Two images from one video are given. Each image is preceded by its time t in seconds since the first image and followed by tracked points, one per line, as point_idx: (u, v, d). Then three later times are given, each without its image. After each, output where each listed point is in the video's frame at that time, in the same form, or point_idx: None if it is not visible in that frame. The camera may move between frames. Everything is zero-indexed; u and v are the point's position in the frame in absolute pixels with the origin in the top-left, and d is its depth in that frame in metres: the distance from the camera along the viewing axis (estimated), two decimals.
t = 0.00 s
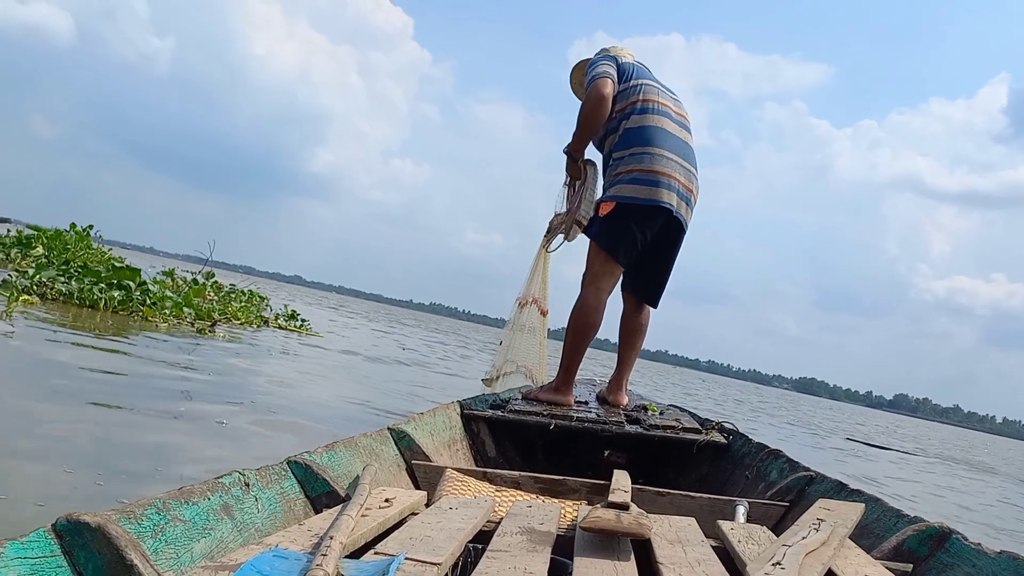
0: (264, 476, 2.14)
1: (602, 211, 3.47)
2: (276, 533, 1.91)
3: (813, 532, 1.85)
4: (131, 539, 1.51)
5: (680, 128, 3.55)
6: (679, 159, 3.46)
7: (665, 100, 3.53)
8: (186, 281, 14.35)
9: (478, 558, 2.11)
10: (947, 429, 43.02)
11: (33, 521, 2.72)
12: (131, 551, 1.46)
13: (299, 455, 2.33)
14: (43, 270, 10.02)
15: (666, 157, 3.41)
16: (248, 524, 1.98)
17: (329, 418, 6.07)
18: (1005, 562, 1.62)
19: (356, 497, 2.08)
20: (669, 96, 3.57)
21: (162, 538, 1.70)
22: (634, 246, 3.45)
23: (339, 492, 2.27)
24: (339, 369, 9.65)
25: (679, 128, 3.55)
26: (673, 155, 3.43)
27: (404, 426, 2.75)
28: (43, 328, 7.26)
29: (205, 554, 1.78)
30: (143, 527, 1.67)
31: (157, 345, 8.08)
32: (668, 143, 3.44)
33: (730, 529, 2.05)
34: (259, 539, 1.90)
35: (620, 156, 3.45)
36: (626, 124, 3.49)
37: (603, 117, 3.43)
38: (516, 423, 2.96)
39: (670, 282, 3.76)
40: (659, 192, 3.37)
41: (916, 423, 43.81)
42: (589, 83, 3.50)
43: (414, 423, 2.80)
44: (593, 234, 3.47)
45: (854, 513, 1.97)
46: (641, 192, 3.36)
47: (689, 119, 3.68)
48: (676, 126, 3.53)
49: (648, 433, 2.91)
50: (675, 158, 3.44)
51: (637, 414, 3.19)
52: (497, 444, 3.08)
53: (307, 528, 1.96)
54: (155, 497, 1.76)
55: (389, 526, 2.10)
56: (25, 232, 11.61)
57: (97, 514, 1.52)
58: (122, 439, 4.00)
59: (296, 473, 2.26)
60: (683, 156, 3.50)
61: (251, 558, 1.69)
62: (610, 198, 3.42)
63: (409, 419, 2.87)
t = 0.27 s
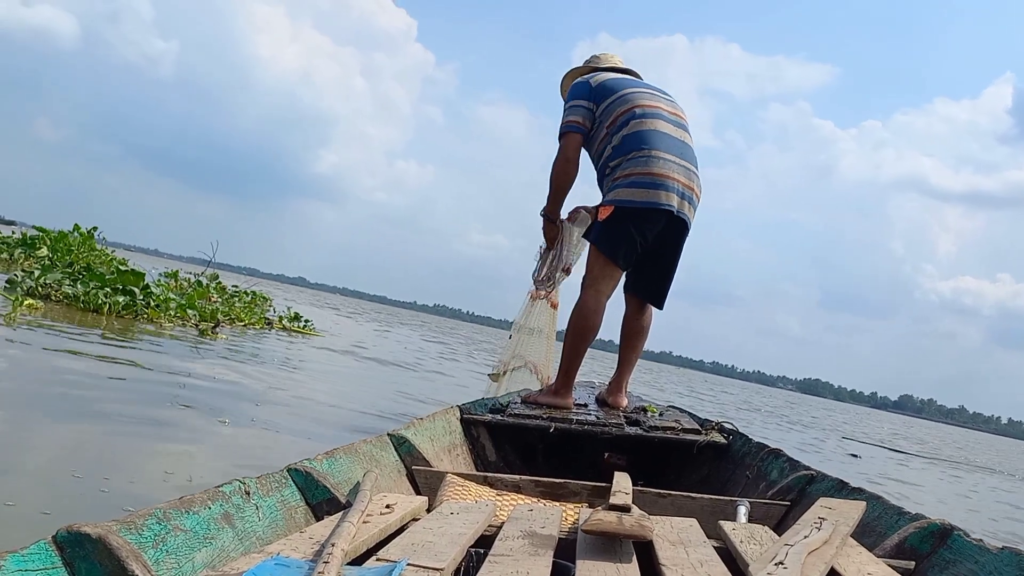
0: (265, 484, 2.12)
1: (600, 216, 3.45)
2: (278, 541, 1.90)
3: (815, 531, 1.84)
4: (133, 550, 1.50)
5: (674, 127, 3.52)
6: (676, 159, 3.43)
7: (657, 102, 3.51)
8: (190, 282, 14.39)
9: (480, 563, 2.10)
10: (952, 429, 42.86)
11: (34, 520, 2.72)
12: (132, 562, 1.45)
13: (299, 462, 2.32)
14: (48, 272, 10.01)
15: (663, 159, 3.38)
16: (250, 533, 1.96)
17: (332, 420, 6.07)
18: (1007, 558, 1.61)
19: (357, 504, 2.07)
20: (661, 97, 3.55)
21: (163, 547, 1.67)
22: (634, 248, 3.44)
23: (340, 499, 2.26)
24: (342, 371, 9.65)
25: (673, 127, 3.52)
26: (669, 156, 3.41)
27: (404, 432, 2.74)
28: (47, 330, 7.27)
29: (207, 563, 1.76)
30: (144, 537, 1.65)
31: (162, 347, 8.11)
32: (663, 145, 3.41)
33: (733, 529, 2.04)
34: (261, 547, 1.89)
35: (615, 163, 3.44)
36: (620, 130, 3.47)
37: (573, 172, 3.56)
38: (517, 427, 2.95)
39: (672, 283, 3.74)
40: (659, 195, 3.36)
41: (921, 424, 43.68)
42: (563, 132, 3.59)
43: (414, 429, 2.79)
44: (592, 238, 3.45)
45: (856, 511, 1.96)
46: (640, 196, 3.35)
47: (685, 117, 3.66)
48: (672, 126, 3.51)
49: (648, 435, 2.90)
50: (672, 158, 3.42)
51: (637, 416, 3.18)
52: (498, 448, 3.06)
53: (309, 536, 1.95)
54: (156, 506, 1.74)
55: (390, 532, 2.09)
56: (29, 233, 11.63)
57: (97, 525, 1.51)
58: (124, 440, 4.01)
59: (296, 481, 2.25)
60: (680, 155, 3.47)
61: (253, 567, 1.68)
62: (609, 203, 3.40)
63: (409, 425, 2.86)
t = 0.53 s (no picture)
0: (265, 488, 2.13)
1: (602, 218, 3.46)
2: (279, 545, 1.91)
3: (816, 528, 1.84)
4: (134, 556, 1.52)
5: (669, 126, 3.51)
6: (674, 156, 3.43)
7: (649, 103, 3.51)
8: (194, 281, 14.42)
9: (482, 564, 2.11)
10: (957, 433, 42.73)
11: (35, 519, 2.73)
12: (133, 567, 1.47)
13: (300, 466, 2.32)
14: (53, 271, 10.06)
15: (660, 158, 3.38)
16: (251, 537, 1.96)
17: (334, 420, 6.08)
18: (1009, 553, 1.61)
19: (359, 507, 2.08)
20: (653, 99, 3.55)
21: (165, 553, 1.68)
22: (635, 248, 3.44)
23: (342, 502, 2.26)
24: (345, 371, 9.67)
25: (668, 126, 3.51)
26: (667, 154, 3.40)
27: (404, 434, 2.75)
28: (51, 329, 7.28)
29: (209, 568, 1.76)
30: (145, 543, 1.65)
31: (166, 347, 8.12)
32: (659, 144, 3.40)
33: (734, 528, 2.04)
34: (262, 551, 1.89)
35: (613, 167, 3.45)
36: (614, 134, 3.48)
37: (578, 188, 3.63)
38: (516, 428, 2.96)
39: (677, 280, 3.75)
40: (659, 193, 3.36)
41: (925, 427, 43.56)
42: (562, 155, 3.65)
43: (414, 431, 2.79)
44: (593, 240, 3.46)
45: (857, 509, 1.96)
46: (641, 197, 3.35)
47: (680, 114, 3.65)
48: (667, 124, 3.50)
49: (649, 434, 2.91)
50: (670, 156, 3.41)
51: (637, 415, 3.18)
52: (498, 449, 3.07)
53: (310, 539, 1.96)
54: (157, 512, 1.75)
55: (392, 534, 2.10)
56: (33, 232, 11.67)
57: (98, 532, 1.52)
58: (126, 439, 4.02)
59: (297, 485, 2.25)
60: (678, 152, 3.46)
61: (254, 571, 1.69)
62: (609, 206, 3.42)
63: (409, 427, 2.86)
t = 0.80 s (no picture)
0: (267, 487, 2.13)
1: (603, 217, 3.46)
2: (281, 544, 1.91)
3: (817, 526, 1.84)
4: (136, 555, 1.52)
5: (669, 124, 3.52)
6: (674, 154, 3.43)
7: (646, 103, 3.51)
8: (198, 280, 14.46)
9: (484, 562, 2.11)
10: (960, 437, 42.62)
11: (36, 514, 2.73)
12: (135, 566, 1.48)
13: (301, 465, 2.32)
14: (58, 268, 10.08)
15: (661, 156, 3.38)
16: (253, 536, 1.96)
17: (336, 419, 6.08)
18: (1010, 550, 1.61)
19: (360, 505, 2.08)
20: (652, 98, 3.56)
21: (167, 552, 1.68)
22: (637, 247, 3.44)
23: (343, 501, 2.26)
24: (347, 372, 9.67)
25: (668, 124, 3.52)
26: (668, 152, 3.41)
27: (406, 433, 2.75)
28: (55, 327, 7.30)
29: (211, 567, 1.76)
30: (147, 542, 1.65)
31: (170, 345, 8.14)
32: (660, 142, 3.41)
33: (735, 525, 2.04)
34: (265, 550, 1.89)
35: (613, 167, 3.45)
36: (613, 136, 3.49)
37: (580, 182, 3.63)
38: (517, 426, 2.96)
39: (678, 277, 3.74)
40: (661, 191, 3.36)
41: (928, 431, 43.47)
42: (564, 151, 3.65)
43: (415, 430, 2.79)
44: (595, 238, 3.46)
45: (859, 506, 1.96)
46: (643, 195, 3.35)
47: (677, 113, 3.65)
48: (665, 124, 3.50)
49: (649, 432, 2.90)
50: (671, 154, 3.41)
51: (638, 413, 3.18)
52: (499, 448, 3.07)
53: (312, 538, 1.96)
54: (158, 511, 1.75)
55: (394, 532, 2.10)
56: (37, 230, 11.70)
57: (100, 530, 1.53)
58: (129, 436, 4.03)
59: (299, 484, 2.25)
60: (679, 150, 3.47)
61: (256, 570, 1.69)
62: (610, 204, 3.41)
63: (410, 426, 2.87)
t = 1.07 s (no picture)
0: (268, 489, 2.13)
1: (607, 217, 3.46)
2: (282, 546, 1.92)
3: (818, 524, 1.84)
4: (137, 558, 1.53)
5: (673, 126, 3.53)
6: (679, 155, 3.44)
7: (649, 106, 3.52)
8: (202, 280, 14.49)
9: (485, 562, 2.11)
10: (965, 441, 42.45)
11: (37, 516, 2.74)
12: (136, 569, 1.48)
13: (302, 467, 2.32)
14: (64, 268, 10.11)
15: (666, 157, 3.39)
16: (253, 538, 1.97)
17: (338, 419, 6.09)
18: (1011, 547, 1.61)
19: (361, 506, 2.08)
20: (655, 101, 3.57)
21: (168, 555, 1.69)
22: (640, 247, 3.44)
23: (344, 502, 2.27)
24: (350, 373, 9.68)
25: (672, 126, 3.53)
26: (672, 153, 3.42)
27: (406, 434, 2.75)
28: (59, 327, 7.33)
29: (212, 570, 1.77)
30: (148, 545, 1.66)
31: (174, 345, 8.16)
32: (664, 143, 3.42)
33: (736, 524, 2.04)
34: (265, 552, 1.90)
35: (617, 168, 3.45)
36: (617, 138, 3.49)
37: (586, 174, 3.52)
38: (517, 426, 2.96)
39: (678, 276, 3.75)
40: (665, 192, 3.36)
41: (933, 434, 43.31)
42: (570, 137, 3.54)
43: (415, 431, 2.79)
44: (598, 238, 3.46)
45: (859, 503, 1.95)
46: (647, 195, 3.35)
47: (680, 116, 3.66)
48: (668, 125, 3.51)
49: (649, 431, 2.91)
50: (675, 155, 3.42)
51: (639, 413, 3.19)
52: (499, 447, 3.07)
53: (313, 540, 1.97)
54: (159, 514, 1.76)
55: (395, 533, 2.11)
56: (41, 231, 11.75)
57: (101, 534, 1.54)
58: (131, 435, 4.04)
59: (299, 485, 2.26)
60: (683, 151, 3.47)
61: (257, 572, 1.70)
62: (614, 205, 3.41)
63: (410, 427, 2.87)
